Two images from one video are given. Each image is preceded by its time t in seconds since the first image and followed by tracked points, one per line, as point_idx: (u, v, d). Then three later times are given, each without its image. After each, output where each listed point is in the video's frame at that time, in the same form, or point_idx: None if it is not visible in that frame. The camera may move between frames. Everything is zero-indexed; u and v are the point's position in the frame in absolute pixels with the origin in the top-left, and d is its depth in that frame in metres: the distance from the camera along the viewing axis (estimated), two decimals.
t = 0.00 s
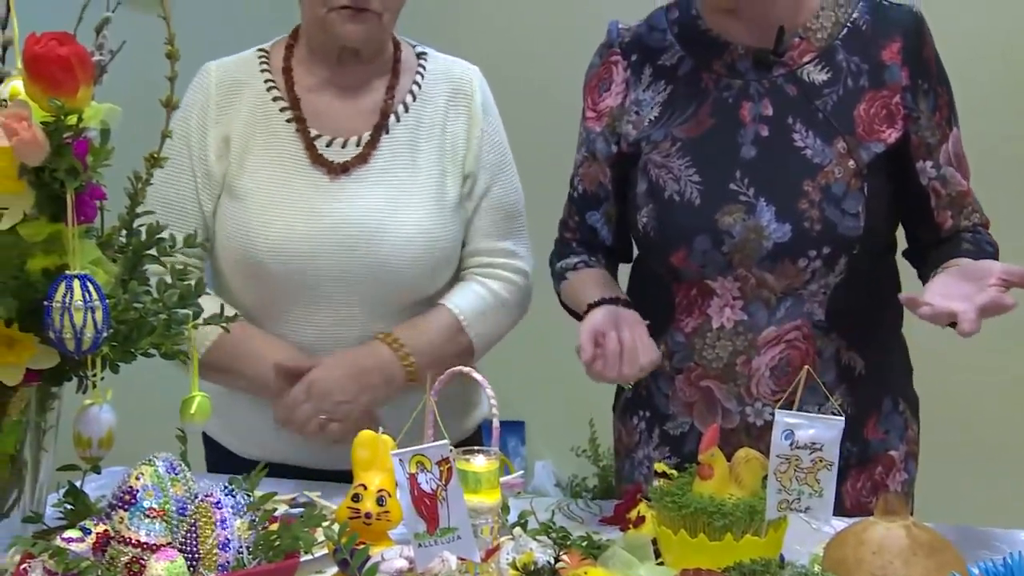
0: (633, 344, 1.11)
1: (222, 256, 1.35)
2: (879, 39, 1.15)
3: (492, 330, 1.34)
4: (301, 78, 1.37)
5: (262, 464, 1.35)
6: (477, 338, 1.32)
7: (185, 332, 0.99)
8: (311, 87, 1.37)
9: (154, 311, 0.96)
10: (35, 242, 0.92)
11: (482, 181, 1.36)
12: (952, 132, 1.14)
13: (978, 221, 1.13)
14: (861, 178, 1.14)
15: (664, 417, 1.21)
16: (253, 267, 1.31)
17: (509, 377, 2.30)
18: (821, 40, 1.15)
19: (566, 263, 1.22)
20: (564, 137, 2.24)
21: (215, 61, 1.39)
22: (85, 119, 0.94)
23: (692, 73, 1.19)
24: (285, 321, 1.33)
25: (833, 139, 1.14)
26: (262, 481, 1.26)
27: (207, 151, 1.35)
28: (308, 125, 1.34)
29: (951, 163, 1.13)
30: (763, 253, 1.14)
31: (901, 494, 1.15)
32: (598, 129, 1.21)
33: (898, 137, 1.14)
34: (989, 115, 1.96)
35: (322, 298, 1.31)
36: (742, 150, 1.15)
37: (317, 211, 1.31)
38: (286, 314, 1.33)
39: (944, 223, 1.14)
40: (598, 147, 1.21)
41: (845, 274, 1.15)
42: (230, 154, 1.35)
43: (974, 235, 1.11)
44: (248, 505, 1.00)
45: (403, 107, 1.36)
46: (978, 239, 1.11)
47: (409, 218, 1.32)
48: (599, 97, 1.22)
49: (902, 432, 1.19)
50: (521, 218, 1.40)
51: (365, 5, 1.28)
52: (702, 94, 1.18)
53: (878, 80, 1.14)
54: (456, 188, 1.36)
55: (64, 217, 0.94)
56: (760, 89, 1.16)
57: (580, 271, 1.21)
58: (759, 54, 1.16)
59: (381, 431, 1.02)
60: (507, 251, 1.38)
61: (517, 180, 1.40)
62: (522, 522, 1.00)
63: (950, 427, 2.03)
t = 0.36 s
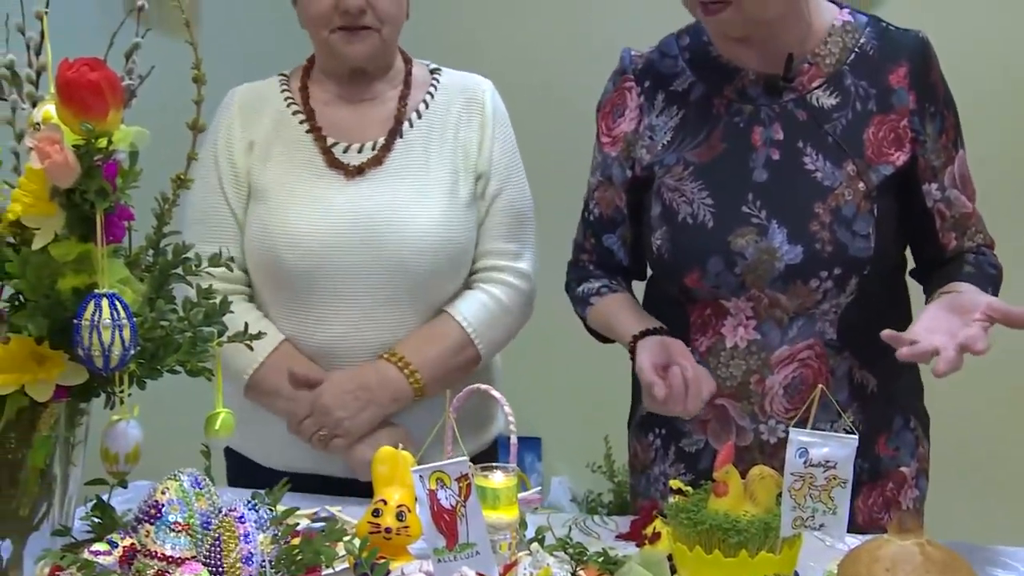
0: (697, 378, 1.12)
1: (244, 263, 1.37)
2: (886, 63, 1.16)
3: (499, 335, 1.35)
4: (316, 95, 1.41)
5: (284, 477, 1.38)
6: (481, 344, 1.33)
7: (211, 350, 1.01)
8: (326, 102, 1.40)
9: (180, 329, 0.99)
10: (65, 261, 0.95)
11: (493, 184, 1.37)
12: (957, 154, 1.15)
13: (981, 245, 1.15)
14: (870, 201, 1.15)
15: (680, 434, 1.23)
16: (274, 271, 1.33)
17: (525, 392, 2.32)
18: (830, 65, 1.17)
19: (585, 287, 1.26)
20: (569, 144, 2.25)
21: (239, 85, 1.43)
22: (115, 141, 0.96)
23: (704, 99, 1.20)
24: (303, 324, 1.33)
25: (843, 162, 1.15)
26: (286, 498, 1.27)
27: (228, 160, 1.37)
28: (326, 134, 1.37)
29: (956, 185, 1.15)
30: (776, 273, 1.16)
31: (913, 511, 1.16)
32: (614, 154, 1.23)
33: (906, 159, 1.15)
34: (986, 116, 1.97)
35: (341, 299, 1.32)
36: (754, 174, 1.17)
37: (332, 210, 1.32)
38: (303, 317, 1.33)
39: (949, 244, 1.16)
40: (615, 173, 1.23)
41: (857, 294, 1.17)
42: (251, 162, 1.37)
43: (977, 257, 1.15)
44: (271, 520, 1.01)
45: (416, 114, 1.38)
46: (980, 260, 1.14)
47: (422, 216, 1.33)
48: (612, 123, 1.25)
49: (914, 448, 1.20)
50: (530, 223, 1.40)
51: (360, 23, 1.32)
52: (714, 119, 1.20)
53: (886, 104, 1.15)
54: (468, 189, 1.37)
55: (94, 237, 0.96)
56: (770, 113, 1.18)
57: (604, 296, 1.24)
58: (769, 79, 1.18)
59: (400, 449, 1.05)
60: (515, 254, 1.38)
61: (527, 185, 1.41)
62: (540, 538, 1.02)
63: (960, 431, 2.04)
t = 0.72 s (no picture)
0: (695, 408, 1.15)
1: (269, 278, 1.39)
2: (889, 85, 1.18)
3: (520, 347, 1.37)
4: (341, 118, 1.43)
5: (302, 491, 1.39)
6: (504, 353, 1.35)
7: (232, 367, 1.03)
8: (350, 125, 1.42)
9: (201, 347, 1.01)
10: (90, 279, 0.97)
11: (514, 201, 1.40)
12: (963, 173, 1.16)
13: (979, 269, 1.16)
14: (874, 221, 1.17)
15: (693, 449, 1.24)
16: (302, 284, 1.35)
17: (536, 407, 2.34)
18: (834, 87, 1.18)
19: (597, 306, 1.28)
20: (576, 156, 2.27)
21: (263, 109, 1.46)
22: (139, 163, 0.98)
23: (712, 122, 1.23)
24: (329, 335, 1.35)
25: (846, 182, 1.17)
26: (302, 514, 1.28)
27: (259, 175, 1.39)
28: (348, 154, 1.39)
29: (957, 205, 1.15)
30: (781, 293, 1.17)
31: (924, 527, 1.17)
32: (625, 175, 1.26)
33: (909, 181, 1.17)
34: (985, 128, 2.00)
35: (366, 313, 1.34)
36: (759, 197, 1.19)
37: (357, 224, 1.35)
38: (329, 329, 1.35)
39: (948, 262, 1.18)
40: (624, 195, 1.26)
41: (862, 310, 1.19)
42: (275, 179, 1.40)
43: (973, 281, 1.16)
44: (290, 534, 1.04)
45: (437, 134, 1.40)
46: (975, 285, 1.15)
47: (445, 230, 1.35)
48: (623, 145, 1.28)
49: (923, 465, 1.21)
50: (548, 238, 1.42)
51: (393, 63, 1.34)
52: (721, 142, 1.22)
53: (888, 126, 1.17)
54: (489, 205, 1.39)
55: (118, 255, 0.99)
56: (776, 136, 1.19)
57: (615, 315, 1.26)
58: (774, 102, 1.20)
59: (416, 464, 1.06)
60: (535, 268, 1.40)
61: (545, 203, 1.43)
62: (554, 553, 1.05)
63: (963, 442, 2.05)
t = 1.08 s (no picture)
0: (680, 435, 1.19)
1: (276, 292, 1.40)
2: (889, 104, 1.19)
3: (523, 361, 1.38)
4: (349, 136, 1.45)
5: (316, 504, 1.41)
6: (510, 368, 1.36)
7: (247, 382, 1.05)
8: (360, 142, 1.44)
9: (218, 363, 1.03)
10: (110, 296, 0.99)
11: (520, 216, 1.41)
12: (954, 193, 1.16)
13: (961, 292, 1.16)
14: (874, 238, 1.18)
15: (701, 463, 1.26)
16: (306, 299, 1.37)
17: (544, 420, 2.35)
18: (835, 107, 1.20)
19: (606, 325, 1.31)
20: (584, 168, 2.29)
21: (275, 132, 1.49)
22: (159, 182, 1.00)
23: (716, 143, 1.25)
24: (333, 346, 1.37)
25: (847, 200, 1.18)
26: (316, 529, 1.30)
27: (262, 199, 1.42)
28: (354, 173, 1.41)
29: (944, 223, 1.16)
30: (783, 309, 1.18)
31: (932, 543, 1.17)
32: (634, 197, 1.30)
33: (907, 198, 1.17)
34: (986, 137, 2.01)
35: (369, 324, 1.35)
36: (762, 214, 1.20)
37: (363, 237, 1.36)
38: (333, 340, 1.37)
39: (933, 280, 1.18)
40: (633, 216, 1.29)
41: (864, 326, 1.19)
42: (284, 197, 1.42)
43: (953, 304, 1.16)
44: (304, 547, 1.04)
45: (442, 150, 1.42)
46: (955, 308, 1.15)
47: (450, 241, 1.37)
48: (633, 166, 1.31)
49: (931, 481, 1.22)
50: (553, 254, 1.44)
51: (411, 86, 1.38)
52: (725, 163, 1.24)
53: (886, 144, 1.18)
54: (494, 219, 1.41)
55: (137, 273, 1.00)
56: (778, 155, 1.21)
57: (622, 335, 1.29)
58: (777, 122, 1.22)
59: (428, 478, 1.03)
60: (542, 282, 1.42)
61: (551, 223, 1.46)
62: (562, 566, 1.05)
63: (963, 453, 2.06)
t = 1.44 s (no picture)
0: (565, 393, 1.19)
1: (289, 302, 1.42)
2: (893, 115, 1.19)
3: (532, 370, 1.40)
4: (362, 148, 1.47)
5: (331, 511, 1.43)
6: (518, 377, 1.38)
7: (264, 390, 1.07)
8: (372, 155, 1.46)
9: (235, 371, 1.05)
10: (131, 307, 1.01)
11: (528, 227, 1.44)
12: (939, 200, 1.16)
13: (935, 300, 1.15)
14: (874, 246, 1.18)
15: (710, 468, 1.28)
16: (319, 309, 1.39)
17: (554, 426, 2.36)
18: (839, 120, 1.21)
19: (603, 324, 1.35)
20: (592, 174, 2.31)
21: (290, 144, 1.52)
22: (179, 195, 1.02)
23: (724, 155, 1.27)
24: (345, 357, 1.39)
25: (847, 209, 1.19)
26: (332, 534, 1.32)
27: (277, 212, 1.44)
28: (366, 186, 1.43)
29: (926, 229, 1.15)
30: (783, 315, 1.20)
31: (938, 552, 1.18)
32: (646, 205, 1.33)
33: (906, 206, 1.17)
34: (989, 143, 2.03)
35: (381, 335, 1.37)
36: (765, 223, 1.22)
37: (375, 249, 1.38)
38: (345, 351, 1.39)
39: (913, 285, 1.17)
40: (644, 224, 1.32)
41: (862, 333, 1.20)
42: (297, 209, 1.44)
43: (925, 311, 1.15)
44: (319, 553, 1.06)
45: (453, 164, 1.44)
46: (926, 314, 1.14)
47: (460, 253, 1.39)
48: (646, 175, 1.35)
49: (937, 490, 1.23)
50: (560, 265, 1.46)
51: (428, 100, 1.40)
52: (732, 173, 1.26)
53: (886, 152, 1.19)
54: (502, 231, 1.43)
55: (157, 284, 1.03)
56: (782, 166, 1.23)
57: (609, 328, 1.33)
58: (782, 134, 1.23)
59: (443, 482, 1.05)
60: (550, 292, 1.44)
61: (558, 233, 1.48)
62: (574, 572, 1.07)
63: (964, 457, 2.07)
